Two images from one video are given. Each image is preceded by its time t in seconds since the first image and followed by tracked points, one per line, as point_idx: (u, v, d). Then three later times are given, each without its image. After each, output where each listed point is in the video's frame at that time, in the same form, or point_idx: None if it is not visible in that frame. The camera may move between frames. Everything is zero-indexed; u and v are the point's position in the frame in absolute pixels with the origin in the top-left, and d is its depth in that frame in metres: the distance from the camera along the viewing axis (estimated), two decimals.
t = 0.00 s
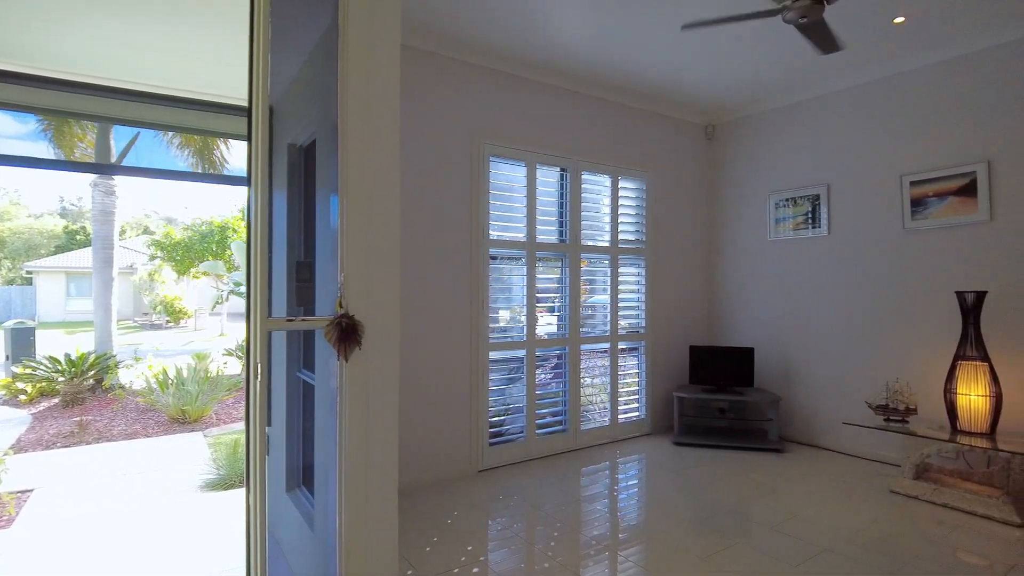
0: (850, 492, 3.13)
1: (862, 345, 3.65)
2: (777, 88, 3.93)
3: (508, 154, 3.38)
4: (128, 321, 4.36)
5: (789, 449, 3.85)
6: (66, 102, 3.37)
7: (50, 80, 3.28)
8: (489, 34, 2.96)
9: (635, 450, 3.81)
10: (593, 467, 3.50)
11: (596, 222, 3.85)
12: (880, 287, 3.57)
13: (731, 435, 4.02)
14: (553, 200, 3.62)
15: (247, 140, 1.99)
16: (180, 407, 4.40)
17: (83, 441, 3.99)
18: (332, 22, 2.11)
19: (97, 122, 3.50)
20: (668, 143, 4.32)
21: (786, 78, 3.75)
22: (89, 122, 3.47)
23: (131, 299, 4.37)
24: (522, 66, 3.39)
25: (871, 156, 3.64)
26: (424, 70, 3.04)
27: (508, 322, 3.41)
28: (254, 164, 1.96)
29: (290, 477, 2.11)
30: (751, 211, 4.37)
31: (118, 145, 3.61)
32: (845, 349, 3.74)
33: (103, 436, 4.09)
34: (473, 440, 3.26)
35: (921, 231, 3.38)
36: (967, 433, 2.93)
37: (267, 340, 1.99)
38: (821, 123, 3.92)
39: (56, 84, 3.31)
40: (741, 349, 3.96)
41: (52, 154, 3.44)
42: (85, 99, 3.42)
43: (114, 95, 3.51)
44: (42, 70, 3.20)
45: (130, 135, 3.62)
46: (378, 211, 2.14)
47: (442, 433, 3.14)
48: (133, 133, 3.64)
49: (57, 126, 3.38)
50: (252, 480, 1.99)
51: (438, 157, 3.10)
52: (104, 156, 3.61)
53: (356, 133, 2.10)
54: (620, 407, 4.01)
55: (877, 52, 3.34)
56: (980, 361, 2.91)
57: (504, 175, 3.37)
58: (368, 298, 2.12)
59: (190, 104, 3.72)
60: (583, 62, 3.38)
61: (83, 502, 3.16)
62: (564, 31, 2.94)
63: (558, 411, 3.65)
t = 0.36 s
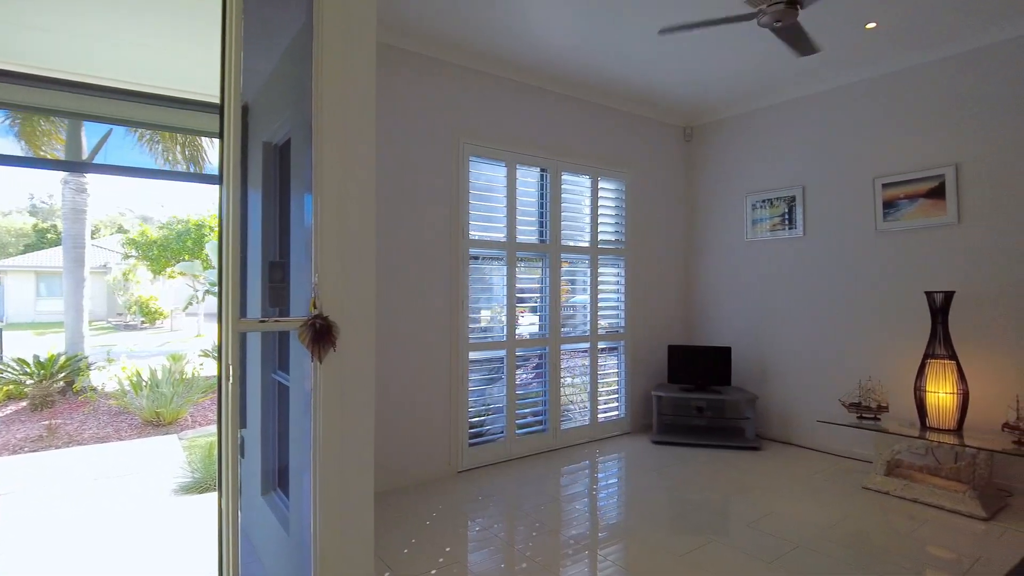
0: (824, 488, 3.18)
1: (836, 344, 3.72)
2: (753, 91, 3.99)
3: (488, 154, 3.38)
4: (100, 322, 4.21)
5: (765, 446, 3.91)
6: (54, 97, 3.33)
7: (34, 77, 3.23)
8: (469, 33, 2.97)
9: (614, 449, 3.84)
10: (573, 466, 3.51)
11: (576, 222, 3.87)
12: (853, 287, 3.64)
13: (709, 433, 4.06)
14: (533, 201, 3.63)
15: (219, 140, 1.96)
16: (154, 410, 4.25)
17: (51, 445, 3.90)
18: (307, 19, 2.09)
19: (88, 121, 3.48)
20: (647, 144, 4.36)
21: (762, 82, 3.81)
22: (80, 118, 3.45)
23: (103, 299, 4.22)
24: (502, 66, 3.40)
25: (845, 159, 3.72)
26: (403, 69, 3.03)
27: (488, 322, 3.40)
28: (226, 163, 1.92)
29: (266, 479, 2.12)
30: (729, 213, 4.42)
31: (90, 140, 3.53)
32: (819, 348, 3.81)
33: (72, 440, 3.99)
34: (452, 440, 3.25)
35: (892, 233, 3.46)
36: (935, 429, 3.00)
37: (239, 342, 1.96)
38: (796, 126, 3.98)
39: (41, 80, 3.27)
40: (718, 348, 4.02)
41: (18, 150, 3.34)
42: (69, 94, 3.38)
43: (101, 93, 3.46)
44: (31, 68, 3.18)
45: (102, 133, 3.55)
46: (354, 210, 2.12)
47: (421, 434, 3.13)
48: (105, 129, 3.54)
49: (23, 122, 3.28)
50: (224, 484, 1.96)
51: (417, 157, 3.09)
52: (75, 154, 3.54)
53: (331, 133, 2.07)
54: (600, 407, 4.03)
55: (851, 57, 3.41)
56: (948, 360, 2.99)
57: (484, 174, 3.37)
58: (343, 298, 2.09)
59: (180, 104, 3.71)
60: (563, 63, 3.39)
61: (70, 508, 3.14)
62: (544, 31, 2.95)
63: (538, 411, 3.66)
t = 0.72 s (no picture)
0: (798, 485, 3.24)
1: (810, 343, 3.79)
2: (730, 93, 4.05)
3: (468, 154, 3.38)
4: (72, 324, 3.87)
5: (741, 444, 3.96)
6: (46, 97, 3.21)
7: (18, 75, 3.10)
8: (450, 33, 2.97)
9: (594, 449, 3.86)
10: (553, 465, 3.53)
11: (555, 222, 3.88)
12: (826, 286, 3.72)
13: (687, 431, 4.11)
14: (513, 201, 3.63)
15: (192, 138, 1.91)
16: (127, 412, 3.96)
17: (18, 451, 3.54)
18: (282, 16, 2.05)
19: (79, 121, 3.37)
20: (626, 145, 4.39)
21: (739, 85, 3.88)
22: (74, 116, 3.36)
23: (75, 300, 3.88)
24: (481, 66, 3.40)
25: (818, 161, 3.79)
26: (381, 68, 3.01)
27: (468, 322, 3.40)
28: (198, 162, 1.88)
29: (241, 482, 2.06)
30: (706, 214, 4.47)
31: (61, 137, 3.36)
32: (793, 347, 3.88)
33: (40, 444, 3.63)
34: (430, 440, 3.24)
35: (864, 234, 3.55)
36: (905, 426, 3.07)
37: (211, 344, 1.92)
38: (771, 128, 4.05)
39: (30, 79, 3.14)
40: (695, 347, 4.07)
41: None
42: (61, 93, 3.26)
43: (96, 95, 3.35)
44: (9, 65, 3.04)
45: (73, 129, 3.38)
46: (328, 210, 2.10)
47: (398, 435, 3.11)
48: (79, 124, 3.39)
49: None
50: (196, 488, 1.92)
51: (395, 156, 3.07)
52: (45, 151, 3.35)
53: (304, 133, 2.06)
54: (579, 406, 4.05)
55: (824, 62, 3.48)
56: (917, 358, 3.06)
57: (464, 174, 3.37)
58: (317, 298, 2.08)
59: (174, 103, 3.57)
60: (542, 63, 3.41)
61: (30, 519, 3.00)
62: (524, 32, 2.98)
63: (518, 411, 3.67)
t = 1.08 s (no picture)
0: (772, 482, 3.29)
1: (783, 342, 3.85)
2: (706, 96, 4.10)
3: (446, 154, 3.37)
4: (41, 325, 3.26)
5: (717, 442, 4.02)
6: (39, 97, 3.06)
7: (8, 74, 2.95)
8: (427, 32, 2.97)
9: (573, 448, 3.87)
10: (532, 465, 3.54)
11: (535, 222, 3.89)
12: (799, 287, 3.79)
13: (665, 430, 4.16)
14: (493, 201, 3.63)
15: (161, 138, 1.90)
16: (98, 415, 3.52)
17: None
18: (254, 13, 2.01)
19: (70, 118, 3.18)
20: (605, 146, 4.43)
21: (714, 88, 3.93)
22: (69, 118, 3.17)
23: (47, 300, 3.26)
24: (459, 66, 3.40)
25: (791, 164, 3.86)
26: (357, 66, 2.99)
27: (446, 323, 3.39)
28: (168, 162, 1.87)
29: (213, 485, 2.04)
30: (683, 215, 4.52)
31: (28, 132, 3.06)
32: (767, 346, 3.95)
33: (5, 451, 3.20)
34: (409, 441, 3.23)
35: (836, 234, 3.62)
36: (875, 423, 3.14)
37: (181, 345, 1.90)
38: (745, 130, 4.12)
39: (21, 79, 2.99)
40: (673, 347, 4.11)
41: None
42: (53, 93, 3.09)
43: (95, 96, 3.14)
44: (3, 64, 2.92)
45: (42, 125, 3.09)
46: (302, 210, 2.08)
47: (376, 436, 3.09)
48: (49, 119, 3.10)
49: None
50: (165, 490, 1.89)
51: (372, 155, 3.05)
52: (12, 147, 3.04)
53: (278, 131, 2.02)
54: (558, 405, 4.07)
55: (796, 66, 3.55)
56: (887, 356, 3.13)
57: (443, 174, 3.36)
58: (290, 299, 2.05)
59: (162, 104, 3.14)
60: (520, 64, 3.43)
61: (19, 525, 2.85)
62: (502, 32, 2.99)
63: (497, 411, 3.66)
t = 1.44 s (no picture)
0: (747, 479, 3.34)
1: (758, 342, 3.92)
2: (684, 99, 4.16)
3: (425, 153, 3.37)
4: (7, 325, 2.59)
5: (694, 440, 4.07)
6: (38, 98, 2.59)
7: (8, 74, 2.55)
8: (405, 31, 2.97)
9: (552, 448, 3.88)
10: (511, 465, 3.54)
11: (514, 223, 3.91)
12: (773, 287, 3.86)
13: (642, 428, 4.20)
14: (472, 202, 3.64)
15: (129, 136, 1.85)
16: (67, 418, 2.64)
17: None
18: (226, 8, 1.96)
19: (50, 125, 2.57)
20: (583, 147, 4.46)
21: (691, 90, 3.98)
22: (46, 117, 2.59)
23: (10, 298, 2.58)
24: (437, 65, 3.40)
25: (765, 167, 3.94)
26: (334, 64, 2.98)
27: (424, 323, 3.37)
28: (134, 158, 1.83)
29: (185, 488, 1.96)
30: (660, 215, 4.57)
31: None
32: (741, 345, 4.01)
33: None
34: (387, 443, 3.21)
35: (809, 235, 3.70)
36: (847, 420, 3.21)
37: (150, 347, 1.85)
38: (721, 133, 4.18)
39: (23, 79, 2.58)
40: (650, 346, 4.16)
41: None
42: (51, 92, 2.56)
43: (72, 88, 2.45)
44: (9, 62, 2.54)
45: (4, 118, 2.59)
46: (274, 209, 2.02)
47: (353, 437, 3.07)
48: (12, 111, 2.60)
49: None
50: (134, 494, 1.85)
51: (350, 154, 3.04)
52: None
53: (250, 127, 1.97)
54: (538, 405, 4.08)
55: (769, 70, 3.62)
56: (859, 355, 3.20)
57: (422, 173, 3.35)
58: (263, 299, 2.01)
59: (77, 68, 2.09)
60: (499, 64, 3.45)
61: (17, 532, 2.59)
62: (481, 33, 3.01)
63: (476, 411, 3.66)
